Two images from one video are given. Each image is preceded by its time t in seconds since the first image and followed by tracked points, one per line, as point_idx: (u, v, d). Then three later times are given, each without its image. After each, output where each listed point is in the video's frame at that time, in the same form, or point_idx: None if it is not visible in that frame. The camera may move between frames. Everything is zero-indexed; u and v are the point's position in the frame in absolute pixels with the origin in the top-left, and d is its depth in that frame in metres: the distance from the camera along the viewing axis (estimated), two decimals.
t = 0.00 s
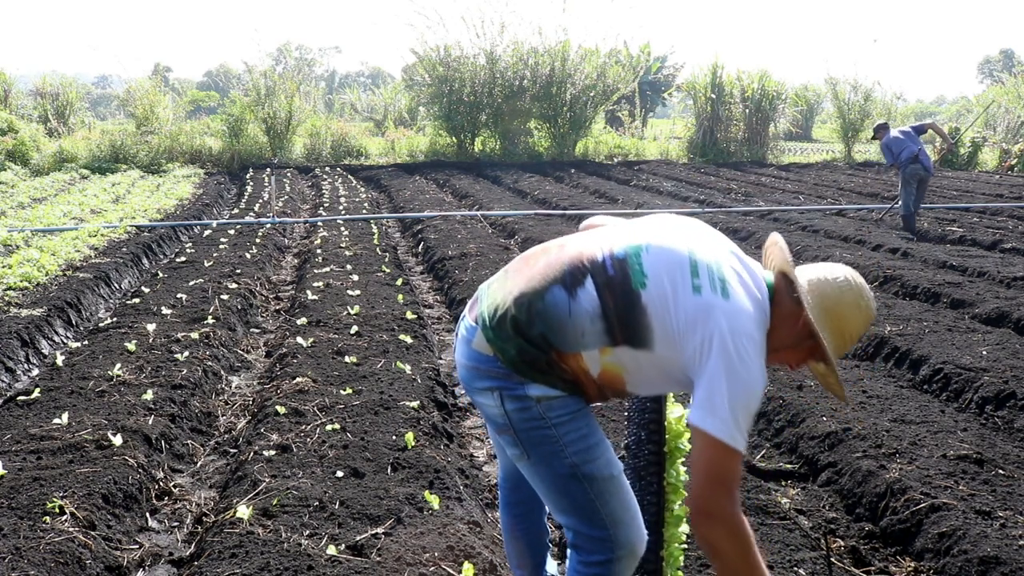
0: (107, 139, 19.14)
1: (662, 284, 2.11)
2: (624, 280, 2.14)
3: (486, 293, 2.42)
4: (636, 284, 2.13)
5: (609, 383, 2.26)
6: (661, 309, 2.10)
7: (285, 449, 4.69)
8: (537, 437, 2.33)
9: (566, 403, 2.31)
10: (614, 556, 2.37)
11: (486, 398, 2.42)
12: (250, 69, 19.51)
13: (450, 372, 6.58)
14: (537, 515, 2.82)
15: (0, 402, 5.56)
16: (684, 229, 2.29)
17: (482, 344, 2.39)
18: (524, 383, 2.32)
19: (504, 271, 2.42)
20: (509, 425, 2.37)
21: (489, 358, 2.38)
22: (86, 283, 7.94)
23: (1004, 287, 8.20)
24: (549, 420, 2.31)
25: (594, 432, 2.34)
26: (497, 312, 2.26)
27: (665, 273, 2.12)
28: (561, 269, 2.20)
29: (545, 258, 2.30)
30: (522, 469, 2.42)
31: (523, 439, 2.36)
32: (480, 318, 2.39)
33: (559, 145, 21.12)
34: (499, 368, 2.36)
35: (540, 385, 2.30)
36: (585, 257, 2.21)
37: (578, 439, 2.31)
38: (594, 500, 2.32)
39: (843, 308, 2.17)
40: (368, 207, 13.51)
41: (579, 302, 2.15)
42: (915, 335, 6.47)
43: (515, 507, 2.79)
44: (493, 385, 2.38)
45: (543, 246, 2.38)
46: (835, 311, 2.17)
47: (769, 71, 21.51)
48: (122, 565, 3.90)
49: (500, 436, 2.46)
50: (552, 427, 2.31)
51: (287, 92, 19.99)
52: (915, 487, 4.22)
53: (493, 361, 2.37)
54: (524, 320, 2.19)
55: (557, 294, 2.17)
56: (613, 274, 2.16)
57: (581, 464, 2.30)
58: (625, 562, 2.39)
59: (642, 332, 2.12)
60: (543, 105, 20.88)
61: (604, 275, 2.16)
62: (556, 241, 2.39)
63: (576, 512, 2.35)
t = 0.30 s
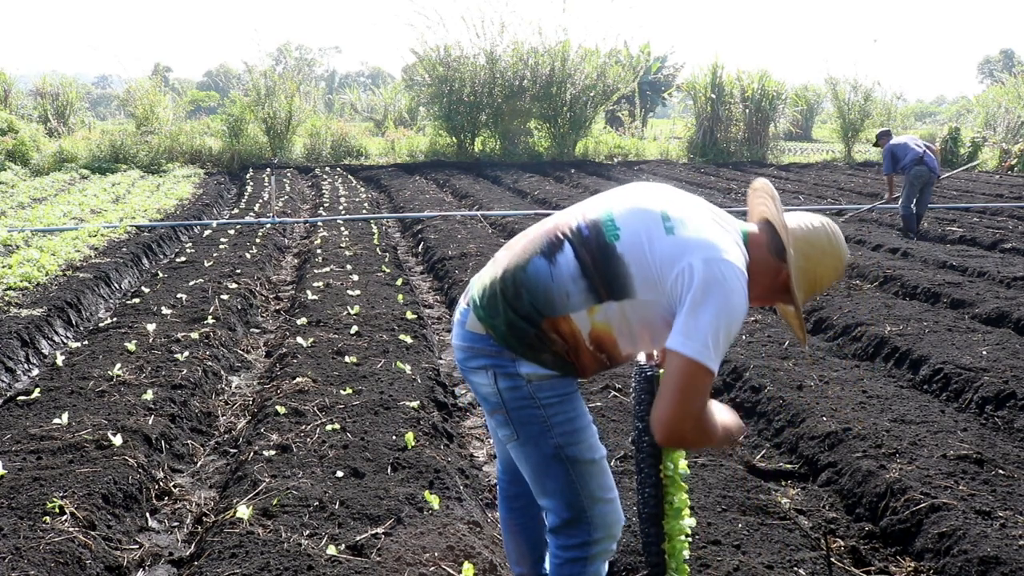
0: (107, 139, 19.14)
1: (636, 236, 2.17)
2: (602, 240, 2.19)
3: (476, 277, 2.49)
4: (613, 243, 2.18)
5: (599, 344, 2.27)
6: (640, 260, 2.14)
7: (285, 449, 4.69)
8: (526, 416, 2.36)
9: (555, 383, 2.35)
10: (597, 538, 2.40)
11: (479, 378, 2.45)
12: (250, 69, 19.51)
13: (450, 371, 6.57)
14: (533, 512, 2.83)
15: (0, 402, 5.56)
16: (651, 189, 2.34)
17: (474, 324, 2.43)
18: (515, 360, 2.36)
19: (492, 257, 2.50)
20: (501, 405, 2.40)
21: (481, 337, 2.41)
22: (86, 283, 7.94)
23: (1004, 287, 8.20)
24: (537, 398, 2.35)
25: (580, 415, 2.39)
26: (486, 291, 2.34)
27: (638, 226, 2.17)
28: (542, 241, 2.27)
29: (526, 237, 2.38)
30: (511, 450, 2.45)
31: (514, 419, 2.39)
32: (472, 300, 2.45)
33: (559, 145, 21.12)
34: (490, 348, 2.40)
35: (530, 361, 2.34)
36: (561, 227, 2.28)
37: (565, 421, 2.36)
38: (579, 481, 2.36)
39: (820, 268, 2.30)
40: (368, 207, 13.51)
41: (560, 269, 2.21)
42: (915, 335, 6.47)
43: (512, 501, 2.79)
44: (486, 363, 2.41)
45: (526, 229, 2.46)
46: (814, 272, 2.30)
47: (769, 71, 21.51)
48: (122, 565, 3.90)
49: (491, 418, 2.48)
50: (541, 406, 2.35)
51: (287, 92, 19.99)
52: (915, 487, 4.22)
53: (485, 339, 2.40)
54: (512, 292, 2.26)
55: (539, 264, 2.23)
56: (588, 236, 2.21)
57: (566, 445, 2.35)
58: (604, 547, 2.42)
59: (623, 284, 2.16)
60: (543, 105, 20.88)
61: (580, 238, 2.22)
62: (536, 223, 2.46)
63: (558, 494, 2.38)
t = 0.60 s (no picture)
0: (107, 139, 19.14)
1: (624, 218, 2.21)
2: (592, 225, 2.23)
3: (469, 274, 2.50)
4: (604, 226, 2.22)
5: (599, 327, 2.30)
6: (633, 240, 2.18)
7: (285, 449, 4.69)
8: (527, 409, 2.36)
9: (555, 374, 2.36)
10: (593, 529, 2.39)
11: (480, 373, 2.45)
12: (250, 69, 19.51)
13: (450, 371, 6.57)
14: (531, 511, 2.82)
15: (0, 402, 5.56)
16: (628, 175, 2.39)
17: (474, 320, 2.43)
18: (517, 352, 2.36)
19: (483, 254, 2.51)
20: (502, 398, 2.40)
21: (482, 332, 2.41)
22: (86, 283, 7.94)
23: (1004, 287, 8.20)
24: (538, 390, 2.35)
25: (579, 407, 2.39)
26: (484, 285, 2.34)
27: (624, 209, 2.22)
28: (534, 232, 2.29)
29: (515, 231, 2.40)
30: (510, 445, 2.44)
31: (515, 412, 2.39)
32: (467, 296, 2.45)
33: (559, 145, 21.13)
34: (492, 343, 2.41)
35: (531, 354, 2.34)
36: (549, 217, 2.30)
37: (565, 412, 2.36)
38: (577, 473, 2.35)
39: (795, 223, 2.36)
40: (368, 207, 13.51)
41: (556, 258, 2.23)
42: (915, 335, 6.47)
43: (512, 499, 2.79)
44: (488, 358, 2.40)
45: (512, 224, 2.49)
46: (791, 226, 2.36)
47: (769, 71, 21.51)
48: (122, 565, 3.90)
49: (491, 413, 2.47)
50: (543, 398, 2.35)
51: (287, 92, 19.98)
52: (915, 487, 4.22)
53: (487, 335, 2.40)
54: (510, 285, 2.27)
55: (534, 254, 2.25)
56: (578, 223, 2.24)
57: (565, 437, 2.35)
58: (598, 540, 2.41)
59: (619, 265, 2.20)
60: (543, 105, 20.88)
61: (571, 225, 2.25)
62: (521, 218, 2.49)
63: (556, 487, 2.36)
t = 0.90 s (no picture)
0: (107, 139, 19.13)
1: (625, 212, 2.22)
2: (594, 220, 2.23)
3: (472, 272, 2.50)
4: (606, 221, 2.22)
5: (603, 321, 2.31)
6: (635, 234, 2.19)
7: (285, 449, 4.69)
8: (532, 406, 2.36)
9: (560, 371, 2.37)
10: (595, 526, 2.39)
11: (485, 370, 2.44)
12: (250, 69, 19.51)
13: (450, 371, 6.57)
14: (531, 511, 2.82)
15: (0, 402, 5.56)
16: (625, 172, 2.40)
17: (479, 318, 2.42)
18: (524, 349, 2.36)
19: (485, 252, 2.51)
20: (507, 395, 2.40)
21: (488, 330, 2.41)
22: (86, 283, 7.94)
23: (1004, 287, 8.20)
24: (543, 386, 2.36)
25: (583, 406, 2.40)
26: (489, 283, 2.34)
27: (625, 204, 2.23)
28: (536, 228, 2.29)
29: (517, 228, 2.40)
30: (513, 443, 2.44)
31: (520, 408, 2.38)
32: (471, 294, 2.45)
33: (559, 145, 21.13)
34: (498, 339, 2.40)
35: (537, 350, 2.34)
36: (551, 213, 2.30)
37: (569, 409, 2.36)
38: (580, 470, 2.36)
39: (783, 195, 2.37)
40: (368, 207, 13.51)
41: (560, 254, 2.23)
42: (915, 335, 6.47)
43: (512, 497, 2.79)
44: (493, 354, 2.40)
45: (512, 222, 2.49)
46: (781, 197, 2.37)
47: (769, 71, 21.51)
48: (122, 565, 3.90)
49: (494, 410, 2.46)
50: (548, 395, 2.35)
51: (287, 92, 19.97)
52: (915, 487, 4.22)
53: (492, 332, 2.40)
54: (515, 282, 2.27)
55: (538, 250, 2.25)
56: (580, 219, 2.25)
57: (569, 434, 2.35)
58: (598, 537, 2.41)
59: (622, 258, 2.20)
60: (543, 105, 20.87)
61: (573, 221, 2.25)
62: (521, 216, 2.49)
63: (558, 484, 2.37)
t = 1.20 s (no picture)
0: (107, 139, 19.14)
1: (631, 214, 2.23)
2: (601, 221, 2.24)
3: (476, 273, 2.49)
4: (612, 222, 2.23)
5: (609, 322, 2.32)
6: (641, 235, 2.20)
7: (285, 449, 4.69)
8: (538, 406, 2.36)
9: (566, 372, 2.37)
10: (601, 526, 2.39)
11: (490, 371, 2.43)
12: (250, 69, 19.52)
13: (450, 371, 6.57)
14: (532, 511, 2.82)
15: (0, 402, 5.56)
16: (631, 176, 2.41)
17: (485, 318, 2.42)
18: (530, 349, 2.36)
19: (489, 252, 2.51)
20: (513, 396, 2.39)
21: (493, 330, 2.40)
22: (86, 283, 7.94)
23: (1004, 287, 8.20)
24: (548, 386, 2.36)
25: (588, 406, 2.41)
26: (495, 283, 2.33)
27: (630, 206, 2.24)
28: (544, 229, 2.30)
29: (523, 230, 2.40)
30: (519, 443, 2.43)
31: (525, 409, 2.38)
32: (476, 294, 2.44)
33: (559, 145, 21.13)
34: (504, 339, 2.39)
35: (543, 351, 2.34)
36: (558, 215, 2.31)
37: (575, 409, 2.36)
38: (587, 470, 2.36)
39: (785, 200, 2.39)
40: (368, 207, 13.51)
41: (568, 255, 2.24)
42: (915, 335, 6.47)
43: (513, 497, 2.79)
44: (499, 355, 2.39)
45: (517, 223, 2.50)
46: (784, 202, 2.39)
47: (769, 71, 21.52)
48: (122, 565, 3.90)
49: (499, 410, 2.45)
50: (554, 396, 2.36)
51: (287, 92, 19.98)
52: (915, 487, 4.22)
53: (497, 333, 2.40)
54: (522, 282, 2.27)
55: (546, 251, 2.25)
56: (586, 220, 2.26)
57: (575, 434, 2.35)
58: (604, 538, 2.41)
59: (626, 260, 2.22)
60: (543, 105, 20.87)
61: (581, 223, 2.26)
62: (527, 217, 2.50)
63: (565, 484, 2.37)
